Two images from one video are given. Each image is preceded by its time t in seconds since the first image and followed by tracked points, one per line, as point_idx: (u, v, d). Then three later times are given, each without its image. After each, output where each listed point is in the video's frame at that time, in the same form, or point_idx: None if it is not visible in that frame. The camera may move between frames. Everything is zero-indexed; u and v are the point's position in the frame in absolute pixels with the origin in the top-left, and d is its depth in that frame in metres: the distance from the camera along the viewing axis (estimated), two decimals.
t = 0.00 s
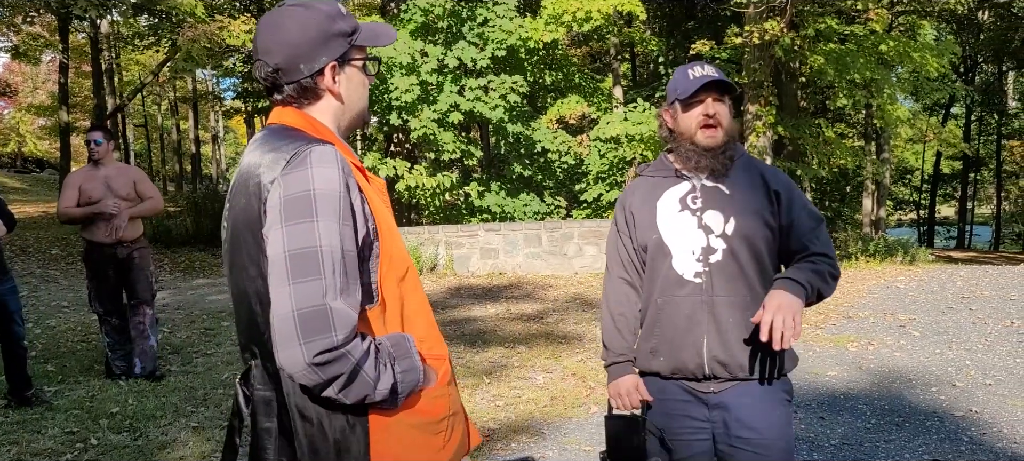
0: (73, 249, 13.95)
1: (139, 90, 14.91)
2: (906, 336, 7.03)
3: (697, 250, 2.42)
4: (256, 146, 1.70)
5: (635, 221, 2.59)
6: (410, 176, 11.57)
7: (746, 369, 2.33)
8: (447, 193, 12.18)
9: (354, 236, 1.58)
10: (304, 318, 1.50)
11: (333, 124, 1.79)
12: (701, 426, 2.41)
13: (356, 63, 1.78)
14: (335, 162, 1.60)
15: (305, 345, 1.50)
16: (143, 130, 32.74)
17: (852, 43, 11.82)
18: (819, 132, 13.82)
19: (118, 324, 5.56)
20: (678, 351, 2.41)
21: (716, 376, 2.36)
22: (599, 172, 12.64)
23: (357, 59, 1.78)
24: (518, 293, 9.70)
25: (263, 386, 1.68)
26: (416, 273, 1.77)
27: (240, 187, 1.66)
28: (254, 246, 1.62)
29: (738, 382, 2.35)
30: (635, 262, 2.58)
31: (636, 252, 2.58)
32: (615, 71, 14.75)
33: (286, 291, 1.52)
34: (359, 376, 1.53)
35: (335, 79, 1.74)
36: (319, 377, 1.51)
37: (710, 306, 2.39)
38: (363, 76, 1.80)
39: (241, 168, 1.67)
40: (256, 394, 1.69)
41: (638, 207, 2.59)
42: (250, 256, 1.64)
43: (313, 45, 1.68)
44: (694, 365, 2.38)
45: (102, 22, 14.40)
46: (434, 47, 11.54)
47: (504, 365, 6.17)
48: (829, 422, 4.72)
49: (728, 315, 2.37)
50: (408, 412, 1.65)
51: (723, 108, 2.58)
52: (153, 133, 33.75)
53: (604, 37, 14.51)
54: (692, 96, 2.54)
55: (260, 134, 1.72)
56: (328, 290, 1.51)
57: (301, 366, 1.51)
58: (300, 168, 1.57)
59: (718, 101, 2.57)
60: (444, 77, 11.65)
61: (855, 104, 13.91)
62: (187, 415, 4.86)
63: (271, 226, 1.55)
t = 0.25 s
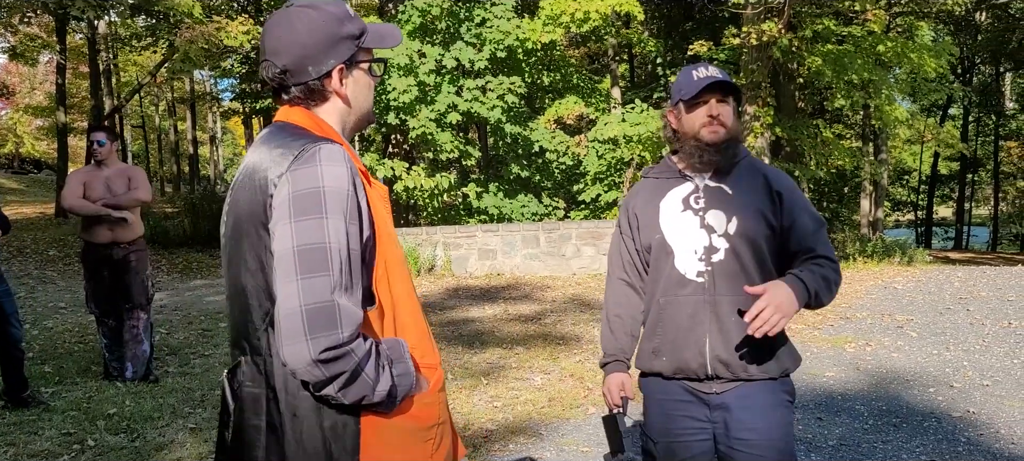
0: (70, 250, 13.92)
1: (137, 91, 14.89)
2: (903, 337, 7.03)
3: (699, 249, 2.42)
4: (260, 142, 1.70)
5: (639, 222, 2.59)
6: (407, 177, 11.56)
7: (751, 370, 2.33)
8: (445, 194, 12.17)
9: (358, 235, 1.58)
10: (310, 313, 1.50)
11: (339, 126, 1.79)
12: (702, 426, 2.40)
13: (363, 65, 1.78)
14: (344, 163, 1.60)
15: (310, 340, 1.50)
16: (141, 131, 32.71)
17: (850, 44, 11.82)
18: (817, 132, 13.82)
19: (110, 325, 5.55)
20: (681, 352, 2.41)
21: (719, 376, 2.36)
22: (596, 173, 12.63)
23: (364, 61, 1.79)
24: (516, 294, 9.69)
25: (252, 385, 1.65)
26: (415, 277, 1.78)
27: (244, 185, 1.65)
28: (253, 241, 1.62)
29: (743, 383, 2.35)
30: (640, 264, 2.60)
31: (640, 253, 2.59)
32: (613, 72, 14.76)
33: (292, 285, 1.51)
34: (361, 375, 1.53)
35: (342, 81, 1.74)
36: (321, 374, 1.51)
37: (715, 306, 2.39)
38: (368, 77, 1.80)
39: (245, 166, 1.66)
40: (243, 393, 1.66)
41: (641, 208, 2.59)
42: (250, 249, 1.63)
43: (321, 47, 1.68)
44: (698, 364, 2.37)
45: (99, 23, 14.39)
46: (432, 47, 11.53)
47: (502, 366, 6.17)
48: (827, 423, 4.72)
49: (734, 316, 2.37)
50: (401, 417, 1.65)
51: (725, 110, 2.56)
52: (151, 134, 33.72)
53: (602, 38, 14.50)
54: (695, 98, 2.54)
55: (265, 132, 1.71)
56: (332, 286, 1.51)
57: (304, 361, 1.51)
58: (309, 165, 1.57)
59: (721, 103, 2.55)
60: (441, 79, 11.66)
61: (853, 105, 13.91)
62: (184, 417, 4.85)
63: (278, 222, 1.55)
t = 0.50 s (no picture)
0: (68, 252, 13.90)
1: (134, 92, 14.87)
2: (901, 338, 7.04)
3: (702, 248, 2.43)
4: (267, 140, 1.70)
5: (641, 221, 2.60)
6: (405, 178, 11.55)
7: (750, 370, 2.33)
8: (443, 195, 12.17)
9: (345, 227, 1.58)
10: (267, 293, 1.47)
11: (348, 125, 1.79)
12: (702, 428, 2.41)
13: (370, 65, 1.79)
14: (343, 160, 1.60)
15: (264, 320, 1.47)
16: (138, 132, 32.68)
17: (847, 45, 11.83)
18: (814, 134, 13.83)
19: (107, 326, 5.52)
20: (679, 351, 2.41)
21: (717, 377, 2.36)
22: (594, 173, 12.64)
23: (371, 61, 1.80)
24: (513, 296, 9.69)
25: (239, 379, 1.65)
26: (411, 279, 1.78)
27: (247, 181, 1.66)
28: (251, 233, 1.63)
29: (741, 385, 2.34)
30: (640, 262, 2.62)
31: (642, 251, 2.61)
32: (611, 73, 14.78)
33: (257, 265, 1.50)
34: (318, 357, 1.50)
35: (350, 81, 1.75)
36: (276, 354, 1.48)
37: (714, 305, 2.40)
38: (376, 77, 1.81)
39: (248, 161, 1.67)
40: (232, 387, 1.67)
41: (644, 206, 2.61)
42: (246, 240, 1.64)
43: (330, 48, 1.69)
44: (696, 364, 2.38)
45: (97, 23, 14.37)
46: (429, 48, 11.52)
47: (500, 367, 6.16)
48: (825, 424, 4.72)
49: (730, 314, 2.37)
50: (371, 407, 1.62)
51: (733, 111, 2.56)
52: (148, 135, 33.68)
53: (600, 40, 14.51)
54: (699, 97, 2.55)
55: (272, 130, 1.71)
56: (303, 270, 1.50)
57: (255, 340, 1.48)
58: (302, 157, 1.58)
59: (728, 104, 2.56)
60: (439, 79, 11.65)
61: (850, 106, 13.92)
62: (182, 418, 4.85)
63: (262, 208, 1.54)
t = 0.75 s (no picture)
0: (65, 253, 13.88)
1: (132, 94, 14.87)
2: (899, 340, 7.04)
3: (695, 248, 2.44)
4: (268, 140, 1.70)
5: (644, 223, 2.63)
6: (403, 179, 11.55)
7: (742, 373, 2.32)
8: (441, 196, 12.16)
9: (352, 241, 1.58)
10: (299, 312, 1.51)
11: (349, 127, 1.79)
12: (695, 431, 2.41)
13: (372, 67, 1.79)
14: (348, 169, 1.60)
15: (295, 339, 1.51)
16: (136, 134, 32.68)
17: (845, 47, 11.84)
18: (813, 135, 13.84)
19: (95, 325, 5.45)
20: (673, 353, 2.43)
21: (709, 378, 2.35)
22: (593, 175, 12.65)
23: (374, 62, 1.79)
24: (512, 297, 9.69)
25: (233, 378, 1.65)
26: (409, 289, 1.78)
27: (248, 181, 1.66)
28: (257, 236, 1.63)
29: (734, 387, 2.33)
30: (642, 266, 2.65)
31: (644, 253, 2.63)
32: (609, 75, 14.81)
33: (279, 283, 1.52)
34: (343, 383, 1.53)
35: (352, 83, 1.75)
36: (305, 375, 1.51)
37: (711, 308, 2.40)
38: (378, 79, 1.81)
39: (251, 161, 1.67)
40: (223, 385, 1.66)
41: (648, 210, 2.62)
42: (250, 242, 1.64)
43: (332, 50, 1.68)
44: (687, 364, 2.39)
45: (95, 25, 14.37)
46: (427, 50, 11.51)
47: (497, 369, 6.16)
48: (822, 426, 4.72)
49: (721, 314, 2.37)
50: (382, 429, 1.65)
51: (725, 112, 2.55)
52: (146, 137, 33.66)
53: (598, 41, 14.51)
54: (695, 97, 2.55)
55: (273, 129, 1.71)
56: (319, 289, 1.52)
57: (289, 363, 1.51)
58: (309, 167, 1.58)
59: (720, 105, 2.55)
60: (436, 81, 11.64)
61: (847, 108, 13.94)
62: (179, 420, 4.84)
63: (274, 220, 1.55)
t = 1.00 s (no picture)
0: (62, 254, 13.86)
1: (130, 95, 14.87)
2: (896, 342, 7.05)
3: (696, 250, 2.44)
4: (273, 140, 1.70)
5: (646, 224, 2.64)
6: (401, 181, 11.55)
7: (739, 374, 2.32)
8: (438, 198, 12.16)
9: (352, 240, 1.58)
10: (296, 309, 1.51)
11: (356, 130, 1.80)
12: (695, 432, 2.41)
13: (381, 71, 1.79)
14: (349, 167, 1.60)
15: (291, 336, 1.51)
16: (133, 135, 32.67)
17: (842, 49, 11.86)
18: (810, 137, 13.86)
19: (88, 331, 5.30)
20: (671, 353, 2.44)
21: (709, 379, 2.36)
22: (591, 176, 12.65)
23: (382, 65, 1.80)
24: (509, 299, 9.69)
25: (233, 376, 1.66)
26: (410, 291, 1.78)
27: (253, 179, 1.67)
28: (260, 235, 1.64)
29: (734, 389, 2.33)
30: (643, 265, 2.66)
31: (646, 254, 2.64)
32: (607, 77, 14.82)
33: (279, 280, 1.52)
34: (337, 381, 1.53)
35: (360, 86, 1.75)
36: (300, 372, 1.51)
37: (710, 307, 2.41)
38: (386, 82, 1.81)
39: (256, 159, 1.68)
40: (225, 383, 1.67)
41: (651, 211, 2.64)
42: (253, 241, 1.65)
43: (341, 53, 1.69)
44: (687, 365, 2.39)
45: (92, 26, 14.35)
46: (425, 51, 11.51)
47: (495, 371, 6.16)
48: (820, 427, 4.72)
49: (720, 315, 2.37)
50: (375, 430, 1.64)
51: (726, 114, 2.55)
52: (143, 138, 33.63)
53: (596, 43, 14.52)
54: (699, 100, 2.56)
55: (280, 129, 1.72)
56: (318, 286, 1.52)
57: (284, 359, 1.52)
58: (312, 165, 1.58)
59: (721, 108, 2.55)
60: (434, 82, 11.64)
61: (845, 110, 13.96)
62: (177, 421, 4.83)
63: (276, 217, 1.56)
